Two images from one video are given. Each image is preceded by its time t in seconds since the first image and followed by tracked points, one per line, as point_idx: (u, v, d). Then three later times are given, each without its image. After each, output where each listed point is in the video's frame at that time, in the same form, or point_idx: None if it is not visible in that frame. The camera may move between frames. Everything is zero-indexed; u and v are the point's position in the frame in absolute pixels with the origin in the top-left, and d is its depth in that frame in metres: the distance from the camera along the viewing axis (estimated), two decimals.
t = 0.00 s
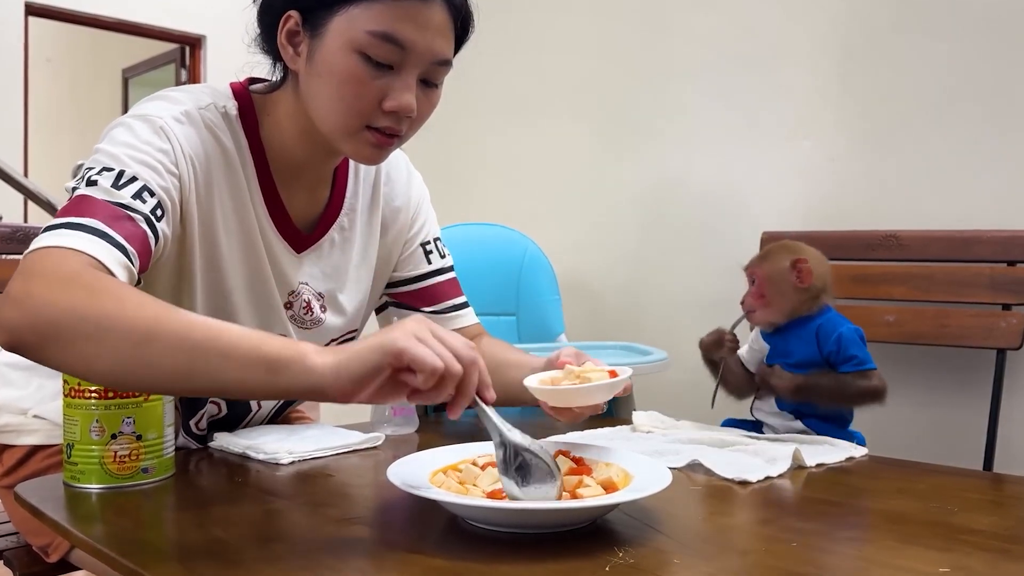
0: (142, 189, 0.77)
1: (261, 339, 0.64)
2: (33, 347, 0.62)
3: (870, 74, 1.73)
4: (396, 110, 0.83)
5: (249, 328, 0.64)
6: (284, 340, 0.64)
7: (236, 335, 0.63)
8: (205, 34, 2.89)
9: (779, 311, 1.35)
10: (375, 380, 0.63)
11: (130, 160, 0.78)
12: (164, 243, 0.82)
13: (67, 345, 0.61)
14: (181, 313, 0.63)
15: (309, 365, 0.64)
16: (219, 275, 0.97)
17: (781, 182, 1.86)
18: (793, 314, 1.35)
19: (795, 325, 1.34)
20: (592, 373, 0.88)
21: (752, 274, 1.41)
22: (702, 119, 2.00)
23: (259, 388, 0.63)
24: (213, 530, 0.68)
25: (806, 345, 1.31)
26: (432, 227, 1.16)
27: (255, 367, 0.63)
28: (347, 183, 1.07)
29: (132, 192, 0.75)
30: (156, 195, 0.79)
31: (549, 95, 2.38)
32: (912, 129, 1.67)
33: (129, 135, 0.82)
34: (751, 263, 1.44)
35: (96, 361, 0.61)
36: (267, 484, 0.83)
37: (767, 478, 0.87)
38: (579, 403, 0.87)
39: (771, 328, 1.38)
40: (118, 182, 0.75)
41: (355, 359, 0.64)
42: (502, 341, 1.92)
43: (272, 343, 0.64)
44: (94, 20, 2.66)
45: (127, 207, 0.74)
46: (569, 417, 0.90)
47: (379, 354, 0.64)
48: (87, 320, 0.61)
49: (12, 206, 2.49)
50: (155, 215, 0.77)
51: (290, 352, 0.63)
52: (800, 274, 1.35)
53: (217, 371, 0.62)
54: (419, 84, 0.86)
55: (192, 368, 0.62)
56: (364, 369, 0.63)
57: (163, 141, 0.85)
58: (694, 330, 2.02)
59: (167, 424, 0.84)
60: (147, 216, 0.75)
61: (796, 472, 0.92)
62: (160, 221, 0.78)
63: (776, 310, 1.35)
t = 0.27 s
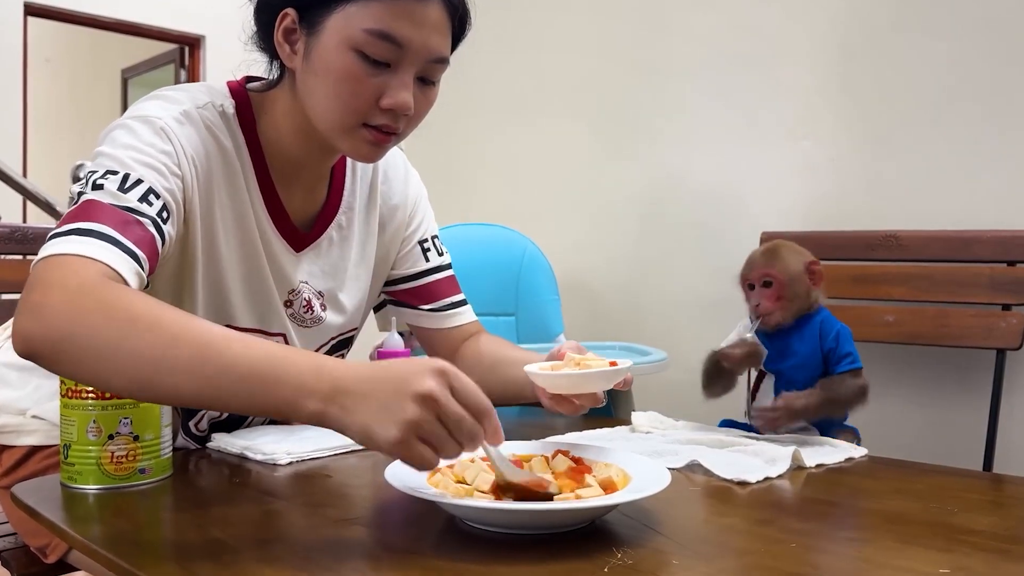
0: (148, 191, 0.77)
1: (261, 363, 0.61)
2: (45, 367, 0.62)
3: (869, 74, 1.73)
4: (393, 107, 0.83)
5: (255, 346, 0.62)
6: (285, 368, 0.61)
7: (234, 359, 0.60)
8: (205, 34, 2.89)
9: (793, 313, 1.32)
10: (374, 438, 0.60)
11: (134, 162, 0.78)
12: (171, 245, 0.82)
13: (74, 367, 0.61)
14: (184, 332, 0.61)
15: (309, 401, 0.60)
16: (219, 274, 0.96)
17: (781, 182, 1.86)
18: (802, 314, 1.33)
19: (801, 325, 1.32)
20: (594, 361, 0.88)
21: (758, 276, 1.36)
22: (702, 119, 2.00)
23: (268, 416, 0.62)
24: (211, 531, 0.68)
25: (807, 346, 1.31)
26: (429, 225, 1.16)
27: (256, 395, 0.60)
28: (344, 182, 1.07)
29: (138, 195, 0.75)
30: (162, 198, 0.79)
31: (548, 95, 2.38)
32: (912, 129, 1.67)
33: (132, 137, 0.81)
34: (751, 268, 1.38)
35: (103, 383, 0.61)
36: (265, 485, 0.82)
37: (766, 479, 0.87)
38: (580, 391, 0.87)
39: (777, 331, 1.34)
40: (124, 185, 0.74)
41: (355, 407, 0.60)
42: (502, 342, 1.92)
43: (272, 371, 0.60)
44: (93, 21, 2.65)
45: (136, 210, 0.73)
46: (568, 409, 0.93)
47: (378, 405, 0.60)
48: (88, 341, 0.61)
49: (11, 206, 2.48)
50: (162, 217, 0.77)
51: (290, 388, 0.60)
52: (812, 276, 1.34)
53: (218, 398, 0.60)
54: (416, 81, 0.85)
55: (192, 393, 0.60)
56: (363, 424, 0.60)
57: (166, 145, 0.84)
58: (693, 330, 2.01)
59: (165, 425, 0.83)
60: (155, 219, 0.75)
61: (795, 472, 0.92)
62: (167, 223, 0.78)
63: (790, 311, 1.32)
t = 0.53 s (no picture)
0: (150, 190, 0.76)
1: (269, 378, 0.61)
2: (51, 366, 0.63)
3: (869, 74, 1.72)
4: (390, 105, 0.83)
5: (261, 354, 0.61)
6: (293, 383, 0.61)
7: (242, 374, 0.60)
8: (204, 34, 2.88)
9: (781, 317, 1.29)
10: (379, 461, 0.62)
11: (136, 162, 0.78)
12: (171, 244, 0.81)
13: (81, 370, 0.61)
14: (190, 342, 0.61)
15: (316, 418, 0.62)
16: (217, 273, 0.96)
17: (781, 182, 1.86)
18: (787, 322, 1.29)
19: (783, 334, 1.29)
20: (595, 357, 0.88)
21: (747, 280, 1.33)
22: (701, 120, 2.00)
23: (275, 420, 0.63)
24: (209, 532, 0.68)
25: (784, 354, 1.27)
26: (428, 223, 1.16)
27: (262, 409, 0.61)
28: (343, 180, 1.07)
29: (140, 195, 0.75)
30: (163, 196, 0.78)
31: (548, 95, 2.38)
32: (912, 129, 1.67)
33: (132, 137, 0.81)
34: (738, 272, 1.36)
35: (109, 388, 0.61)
36: (263, 485, 0.82)
37: (766, 480, 0.87)
38: (581, 387, 0.87)
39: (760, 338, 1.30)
40: (126, 184, 0.74)
41: (361, 433, 0.62)
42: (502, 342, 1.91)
43: (280, 388, 0.61)
44: (92, 21, 2.65)
45: (138, 210, 0.73)
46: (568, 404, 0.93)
47: (384, 435, 0.61)
48: (93, 348, 0.60)
49: (10, 207, 2.48)
50: (164, 216, 0.76)
51: (298, 405, 0.61)
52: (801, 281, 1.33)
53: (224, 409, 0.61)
54: (413, 79, 0.85)
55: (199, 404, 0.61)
56: (368, 449, 0.62)
57: (167, 146, 0.84)
58: (693, 331, 2.01)
59: (163, 425, 0.83)
60: (158, 219, 0.75)
61: (795, 472, 0.91)
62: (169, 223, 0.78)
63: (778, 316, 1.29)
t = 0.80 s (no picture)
0: (147, 192, 0.76)
1: (257, 382, 0.61)
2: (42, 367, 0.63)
3: (870, 74, 1.72)
4: (393, 106, 0.83)
5: (250, 358, 0.61)
6: (282, 388, 0.61)
7: (231, 379, 0.60)
8: (204, 35, 2.88)
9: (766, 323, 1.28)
10: (365, 468, 0.62)
11: (133, 162, 0.78)
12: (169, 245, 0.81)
13: (72, 373, 0.61)
14: (178, 345, 0.60)
15: (305, 423, 0.62)
16: (218, 273, 0.96)
17: (782, 182, 1.86)
18: (773, 329, 1.29)
19: (768, 342, 1.28)
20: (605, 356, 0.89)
21: (734, 287, 1.32)
22: (702, 120, 2.00)
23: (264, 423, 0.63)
24: (209, 533, 0.67)
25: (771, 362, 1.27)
26: (431, 224, 1.15)
27: (251, 413, 0.61)
28: (345, 181, 1.06)
29: (137, 196, 0.74)
30: (160, 197, 0.78)
31: (548, 96, 2.38)
32: (913, 129, 1.67)
33: (131, 138, 0.81)
34: (724, 277, 1.34)
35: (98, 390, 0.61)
36: (264, 486, 0.82)
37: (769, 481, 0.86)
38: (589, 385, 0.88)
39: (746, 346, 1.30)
40: (123, 185, 0.74)
41: (348, 440, 0.61)
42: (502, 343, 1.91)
43: (267, 392, 0.61)
44: (93, 22, 2.65)
45: (135, 211, 0.73)
46: (578, 404, 0.95)
47: (370, 444, 0.61)
48: (82, 350, 0.60)
49: (10, 207, 2.48)
50: (161, 218, 0.76)
51: (286, 410, 0.61)
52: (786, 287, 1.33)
53: (213, 412, 0.61)
54: (416, 80, 0.85)
55: (188, 407, 0.61)
56: (354, 456, 0.62)
57: (167, 146, 0.84)
58: (694, 331, 2.01)
59: (164, 426, 0.83)
60: (154, 220, 0.74)
61: (797, 473, 0.91)
62: (166, 224, 0.78)
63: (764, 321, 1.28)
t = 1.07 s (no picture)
0: (145, 192, 0.76)
1: (252, 371, 0.61)
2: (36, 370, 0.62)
3: (871, 75, 1.72)
4: (398, 107, 0.83)
5: (242, 353, 0.61)
6: (277, 382, 0.61)
7: (225, 373, 0.60)
8: (205, 36, 2.88)
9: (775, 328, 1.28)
10: (366, 447, 0.62)
11: (132, 163, 0.78)
12: (167, 246, 0.81)
13: (65, 374, 0.61)
14: (172, 340, 0.61)
15: (302, 413, 0.61)
16: (219, 275, 0.96)
17: (783, 183, 1.86)
18: (784, 332, 1.29)
19: (778, 345, 1.28)
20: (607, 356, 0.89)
21: (741, 293, 1.32)
22: (703, 121, 2.00)
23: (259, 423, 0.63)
24: (211, 533, 0.67)
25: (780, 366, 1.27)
26: (432, 227, 1.15)
27: (247, 406, 0.61)
28: (348, 183, 1.06)
29: (134, 196, 0.74)
30: (158, 198, 0.78)
31: (549, 97, 2.37)
32: (913, 130, 1.67)
33: (130, 139, 0.81)
34: (735, 283, 1.35)
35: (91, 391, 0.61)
36: (265, 487, 0.82)
37: (771, 482, 0.86)
38: (590, 386, 0.87)
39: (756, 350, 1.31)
40: (121, 186, 0.74)
41: (346, 419, 0.61)
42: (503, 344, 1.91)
43: (263, 381, 0.61)
44: (93, 23, 2.65)
45: (130, 212, 0.73)
46: (577, 406, 0.96)
47: (368, 415, 0.61)
48: (76, 349, 0.60)
49: (11, 209, 2.48)
50: (157, 219, 0.76)
51: (282, 399, 0.61)
52: (796, 289, 1.32)
53: (210, 406, 0.61)
54: (421, 81, 0.85)
55: (184, 402, 0.60)
56: (354, 434, 0.61)
57: (167, 146, 0.84)
58: (695, 332, 2.01)
59: (165, 426, 0.83)
60: (150, 221, 0.74)
61: (799, 475, 0.91)
62: (163, 225, 0.77)
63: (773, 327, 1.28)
